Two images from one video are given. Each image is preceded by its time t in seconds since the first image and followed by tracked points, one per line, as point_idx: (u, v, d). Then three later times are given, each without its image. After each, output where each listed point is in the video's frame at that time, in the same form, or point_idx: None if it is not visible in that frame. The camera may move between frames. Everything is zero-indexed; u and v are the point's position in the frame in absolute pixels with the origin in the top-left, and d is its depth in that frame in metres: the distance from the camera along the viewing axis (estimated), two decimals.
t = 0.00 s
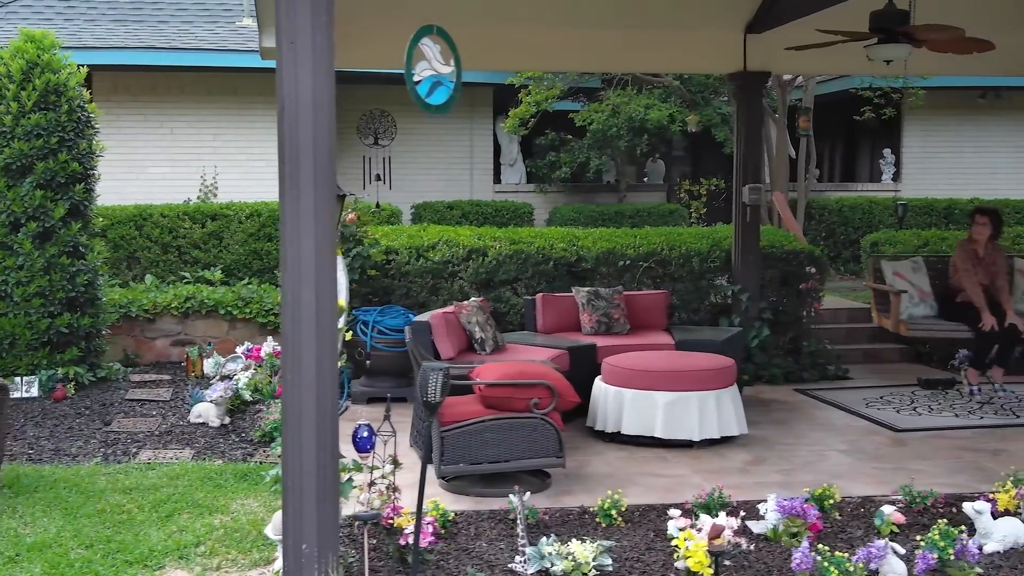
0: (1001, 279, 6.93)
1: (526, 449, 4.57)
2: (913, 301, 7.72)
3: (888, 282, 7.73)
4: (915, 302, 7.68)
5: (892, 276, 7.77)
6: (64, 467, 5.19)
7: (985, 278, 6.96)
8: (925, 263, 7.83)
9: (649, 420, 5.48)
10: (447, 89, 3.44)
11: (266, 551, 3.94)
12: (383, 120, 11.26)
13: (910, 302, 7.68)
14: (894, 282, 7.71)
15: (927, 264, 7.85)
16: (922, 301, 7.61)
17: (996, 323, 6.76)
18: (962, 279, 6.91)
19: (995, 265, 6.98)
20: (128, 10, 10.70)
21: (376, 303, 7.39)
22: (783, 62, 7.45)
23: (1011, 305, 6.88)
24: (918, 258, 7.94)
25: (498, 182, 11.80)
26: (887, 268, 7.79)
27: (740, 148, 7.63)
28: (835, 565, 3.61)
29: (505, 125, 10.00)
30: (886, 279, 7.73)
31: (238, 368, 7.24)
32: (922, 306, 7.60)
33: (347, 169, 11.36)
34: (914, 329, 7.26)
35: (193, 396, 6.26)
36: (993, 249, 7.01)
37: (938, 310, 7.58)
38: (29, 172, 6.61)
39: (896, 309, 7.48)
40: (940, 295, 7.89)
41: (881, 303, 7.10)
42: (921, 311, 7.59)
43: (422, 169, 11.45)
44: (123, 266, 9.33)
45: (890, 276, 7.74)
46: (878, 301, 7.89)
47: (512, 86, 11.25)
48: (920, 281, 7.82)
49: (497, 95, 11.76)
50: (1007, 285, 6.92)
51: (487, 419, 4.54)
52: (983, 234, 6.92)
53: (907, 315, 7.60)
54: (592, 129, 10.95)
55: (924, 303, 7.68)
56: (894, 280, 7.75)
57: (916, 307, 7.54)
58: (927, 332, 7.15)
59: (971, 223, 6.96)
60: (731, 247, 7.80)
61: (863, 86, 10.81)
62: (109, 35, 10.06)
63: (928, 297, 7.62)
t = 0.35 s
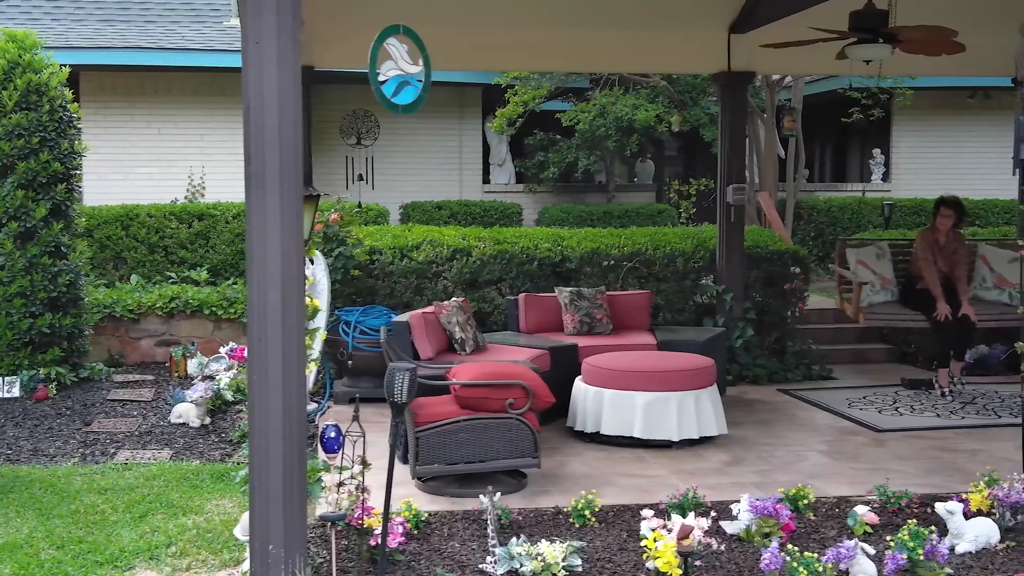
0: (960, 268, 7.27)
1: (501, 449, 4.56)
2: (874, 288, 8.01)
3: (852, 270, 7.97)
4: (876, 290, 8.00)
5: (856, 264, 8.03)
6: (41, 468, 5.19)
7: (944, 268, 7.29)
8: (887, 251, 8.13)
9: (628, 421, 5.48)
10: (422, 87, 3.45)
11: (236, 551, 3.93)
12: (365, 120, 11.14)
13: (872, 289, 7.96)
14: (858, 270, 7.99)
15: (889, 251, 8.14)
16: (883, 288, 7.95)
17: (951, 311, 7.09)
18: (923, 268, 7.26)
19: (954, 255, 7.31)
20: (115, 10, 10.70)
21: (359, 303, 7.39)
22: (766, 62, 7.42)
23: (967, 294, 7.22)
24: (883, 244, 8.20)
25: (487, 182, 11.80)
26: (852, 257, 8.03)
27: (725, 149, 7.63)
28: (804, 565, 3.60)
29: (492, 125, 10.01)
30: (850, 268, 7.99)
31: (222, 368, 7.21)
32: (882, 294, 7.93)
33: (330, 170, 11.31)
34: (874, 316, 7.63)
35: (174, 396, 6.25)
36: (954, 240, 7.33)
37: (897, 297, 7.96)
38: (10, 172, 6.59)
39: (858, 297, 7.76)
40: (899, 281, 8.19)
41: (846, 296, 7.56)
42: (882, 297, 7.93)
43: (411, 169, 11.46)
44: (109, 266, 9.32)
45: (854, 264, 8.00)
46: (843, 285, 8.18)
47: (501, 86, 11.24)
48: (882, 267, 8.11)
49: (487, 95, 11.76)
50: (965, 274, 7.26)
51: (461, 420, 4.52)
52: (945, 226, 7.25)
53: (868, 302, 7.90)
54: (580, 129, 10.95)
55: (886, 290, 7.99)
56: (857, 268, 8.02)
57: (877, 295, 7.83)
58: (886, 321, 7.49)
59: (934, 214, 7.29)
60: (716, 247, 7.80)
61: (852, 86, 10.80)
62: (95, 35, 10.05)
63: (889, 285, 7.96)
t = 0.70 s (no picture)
0: (939, 266, 7.38)
1: (477, 449, 4.56)
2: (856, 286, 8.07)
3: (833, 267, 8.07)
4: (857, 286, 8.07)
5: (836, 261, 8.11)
6: (20, 468, 5.18)
7: (923, 266, 7.42)
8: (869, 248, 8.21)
9: (608, 421, 5.47)
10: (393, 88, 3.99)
11: (209, 551, 3.93)
12: (350, 120, 11.16)
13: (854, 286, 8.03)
14: (839, 267, 8.06)
15: (870, 248, 8.21)
16: (864, 285, 8.02)
17: (929, 309, 7.26)
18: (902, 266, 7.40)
19: (935, 253, 7.42)
20: (104, 10, 10.70)
21: (344, 303, 7.37)
22: (752, 63, 7.39)
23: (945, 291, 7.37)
24: (864, 241, 8.27)
25: (476, 182, 11.80)
26: (833, 254, 8.09)
27: (710, 149, 7.59)
28: (774, 566, 3.61)
29: (479, 125, 10.01)
30: (831, 265, 8.05)
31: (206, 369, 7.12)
32: (863, 291, 7.99)
33: (314, 170, 11.27)
34: (854, 314, 7.70)
35: (155, 397, 6.25)
36: (934, 238, 7.43)
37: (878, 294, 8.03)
38: None
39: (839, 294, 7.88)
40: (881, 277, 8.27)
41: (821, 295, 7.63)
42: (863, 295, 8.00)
43: (399, 169, 11.46)
44: (96, 266, 9.31)
45: (835, 261, 8.08)
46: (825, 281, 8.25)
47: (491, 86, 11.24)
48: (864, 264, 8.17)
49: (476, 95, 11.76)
50: (944, 272, 7.38)
51: (437, 420, 4.52)
52: (926, 226, 7.35)
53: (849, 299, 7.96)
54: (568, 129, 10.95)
55: (867, 287, 8.04)
56: (838, 265, 8.09)
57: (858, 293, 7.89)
58: (866, 318, 7.56)
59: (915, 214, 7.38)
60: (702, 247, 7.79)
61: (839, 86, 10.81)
62: (83, 35, 10.05)
63: (870, 282, 8.03)
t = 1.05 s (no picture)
0: (941, 276, 7.22)
1: (456, 449, 4.56)
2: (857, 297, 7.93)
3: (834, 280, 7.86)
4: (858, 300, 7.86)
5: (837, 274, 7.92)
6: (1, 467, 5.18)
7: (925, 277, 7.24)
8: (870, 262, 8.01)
9: (591, 420, 5.47)
10: (366, 87, 4.85)
11: (184, 552, 3.92)
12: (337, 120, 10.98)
13: (855, 300, 7.81)
14: (838, 279, 7.87)
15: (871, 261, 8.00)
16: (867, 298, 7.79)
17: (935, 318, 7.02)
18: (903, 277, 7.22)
19: (934, 263, 7.26)
20: (94, 10, 10.69)
21: (330, 302, 7.35)
22: (739, 65, 7.40)
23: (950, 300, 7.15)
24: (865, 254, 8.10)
25: (467, 182, 11.81)
26: (833, 267, 7.91)
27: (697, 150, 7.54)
28: (749, 565, 3.61)
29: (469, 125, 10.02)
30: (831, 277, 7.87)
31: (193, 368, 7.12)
32: (866, 304, 7.77)
33: (301, 170, 11.23)
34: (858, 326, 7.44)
35: (140, 396, 6.25)
36: (933, 248, 7.29)
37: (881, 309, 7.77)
38: None
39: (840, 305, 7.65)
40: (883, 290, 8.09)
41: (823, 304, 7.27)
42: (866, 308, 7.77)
43: (390, 169, 11.46)
44: (85, 266, 9.30)
45: (836, 273, 7.89)
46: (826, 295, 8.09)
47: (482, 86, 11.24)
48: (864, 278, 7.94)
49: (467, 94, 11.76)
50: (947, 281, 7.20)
51: (416, 420, 4.51)
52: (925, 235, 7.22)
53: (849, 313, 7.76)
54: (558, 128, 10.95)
55: (868, 300, 7.82)
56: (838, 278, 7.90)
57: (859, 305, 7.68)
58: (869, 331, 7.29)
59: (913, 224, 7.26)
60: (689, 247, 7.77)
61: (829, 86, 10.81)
62: (72, 35, 10.05)
63: (872, 294, 7.81)
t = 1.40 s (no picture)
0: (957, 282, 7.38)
1: (436, 449, 4.56)
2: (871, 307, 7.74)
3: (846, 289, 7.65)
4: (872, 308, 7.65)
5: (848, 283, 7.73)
6: None
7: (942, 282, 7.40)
8: (880, 275, 7.89)
9: (573, 421, 5.47)
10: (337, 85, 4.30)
11: (161, 552, 3.92)
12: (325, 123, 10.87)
13: (867, 309, 7.63)
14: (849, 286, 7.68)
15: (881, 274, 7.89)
16: (880, 307, 7.61)
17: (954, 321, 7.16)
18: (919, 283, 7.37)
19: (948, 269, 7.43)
20: (83, 10, 10.68)
21: (317, 302, 7.34)
22: (726, 65, 7.36)
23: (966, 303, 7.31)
24: (873, 267, 7.96)
25: (459, 182, 11.82)
26: (843, 275, 7.76)
27: (684, 149, 7.52)
28: (724, 565, 3.60)
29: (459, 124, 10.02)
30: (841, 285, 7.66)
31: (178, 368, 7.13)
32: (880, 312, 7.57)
33: (290, 170, 11.22)
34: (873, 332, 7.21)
35: (124, 396, 6.25)
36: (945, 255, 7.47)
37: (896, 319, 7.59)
38: None
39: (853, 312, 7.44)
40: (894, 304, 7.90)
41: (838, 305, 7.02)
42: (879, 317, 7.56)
43: (381, 169, 11.45)
44: (74, 266, 9.28)
45: (847, 283, 7.71)
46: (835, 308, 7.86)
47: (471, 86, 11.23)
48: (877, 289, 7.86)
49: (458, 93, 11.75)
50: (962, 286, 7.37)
51: (395, 420, 4.51)
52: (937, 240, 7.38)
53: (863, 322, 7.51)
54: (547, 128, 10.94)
55: (882, 308, 7.62)
56: (850, 286, 7.71)
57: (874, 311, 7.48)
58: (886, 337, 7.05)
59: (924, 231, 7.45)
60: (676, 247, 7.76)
61: (819, 85, 10.80)
62: (61, 34, 10.04)
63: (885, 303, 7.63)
